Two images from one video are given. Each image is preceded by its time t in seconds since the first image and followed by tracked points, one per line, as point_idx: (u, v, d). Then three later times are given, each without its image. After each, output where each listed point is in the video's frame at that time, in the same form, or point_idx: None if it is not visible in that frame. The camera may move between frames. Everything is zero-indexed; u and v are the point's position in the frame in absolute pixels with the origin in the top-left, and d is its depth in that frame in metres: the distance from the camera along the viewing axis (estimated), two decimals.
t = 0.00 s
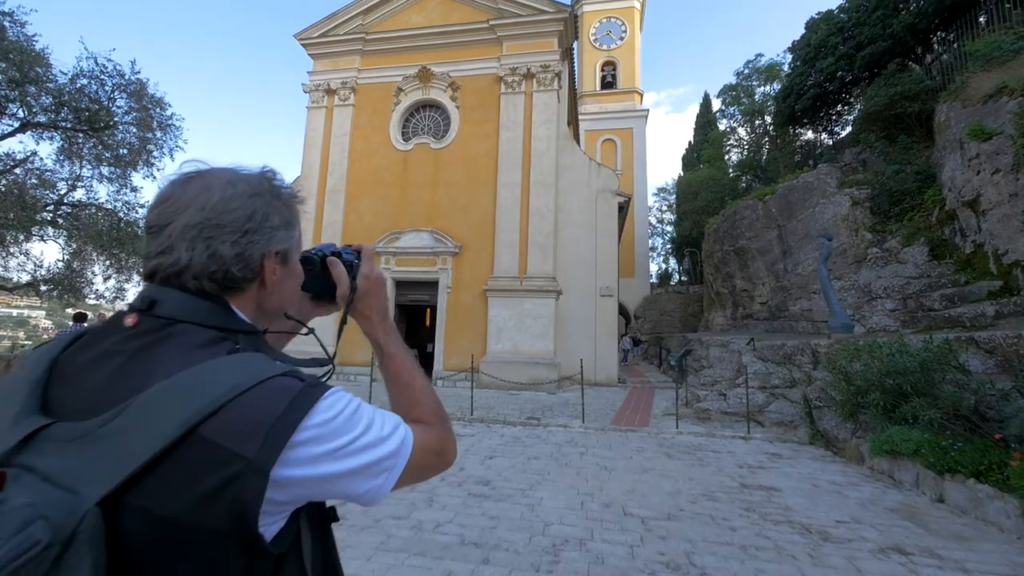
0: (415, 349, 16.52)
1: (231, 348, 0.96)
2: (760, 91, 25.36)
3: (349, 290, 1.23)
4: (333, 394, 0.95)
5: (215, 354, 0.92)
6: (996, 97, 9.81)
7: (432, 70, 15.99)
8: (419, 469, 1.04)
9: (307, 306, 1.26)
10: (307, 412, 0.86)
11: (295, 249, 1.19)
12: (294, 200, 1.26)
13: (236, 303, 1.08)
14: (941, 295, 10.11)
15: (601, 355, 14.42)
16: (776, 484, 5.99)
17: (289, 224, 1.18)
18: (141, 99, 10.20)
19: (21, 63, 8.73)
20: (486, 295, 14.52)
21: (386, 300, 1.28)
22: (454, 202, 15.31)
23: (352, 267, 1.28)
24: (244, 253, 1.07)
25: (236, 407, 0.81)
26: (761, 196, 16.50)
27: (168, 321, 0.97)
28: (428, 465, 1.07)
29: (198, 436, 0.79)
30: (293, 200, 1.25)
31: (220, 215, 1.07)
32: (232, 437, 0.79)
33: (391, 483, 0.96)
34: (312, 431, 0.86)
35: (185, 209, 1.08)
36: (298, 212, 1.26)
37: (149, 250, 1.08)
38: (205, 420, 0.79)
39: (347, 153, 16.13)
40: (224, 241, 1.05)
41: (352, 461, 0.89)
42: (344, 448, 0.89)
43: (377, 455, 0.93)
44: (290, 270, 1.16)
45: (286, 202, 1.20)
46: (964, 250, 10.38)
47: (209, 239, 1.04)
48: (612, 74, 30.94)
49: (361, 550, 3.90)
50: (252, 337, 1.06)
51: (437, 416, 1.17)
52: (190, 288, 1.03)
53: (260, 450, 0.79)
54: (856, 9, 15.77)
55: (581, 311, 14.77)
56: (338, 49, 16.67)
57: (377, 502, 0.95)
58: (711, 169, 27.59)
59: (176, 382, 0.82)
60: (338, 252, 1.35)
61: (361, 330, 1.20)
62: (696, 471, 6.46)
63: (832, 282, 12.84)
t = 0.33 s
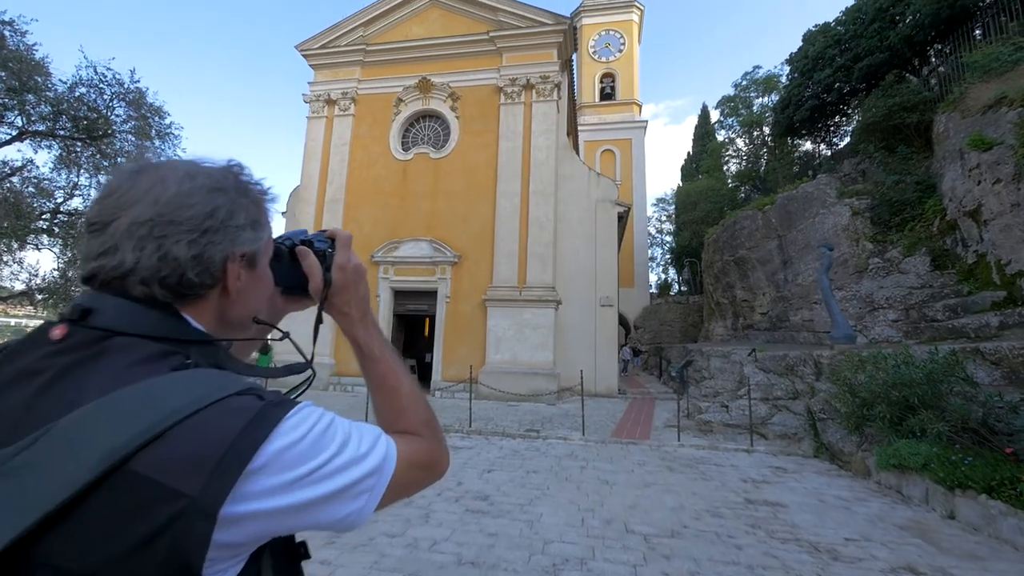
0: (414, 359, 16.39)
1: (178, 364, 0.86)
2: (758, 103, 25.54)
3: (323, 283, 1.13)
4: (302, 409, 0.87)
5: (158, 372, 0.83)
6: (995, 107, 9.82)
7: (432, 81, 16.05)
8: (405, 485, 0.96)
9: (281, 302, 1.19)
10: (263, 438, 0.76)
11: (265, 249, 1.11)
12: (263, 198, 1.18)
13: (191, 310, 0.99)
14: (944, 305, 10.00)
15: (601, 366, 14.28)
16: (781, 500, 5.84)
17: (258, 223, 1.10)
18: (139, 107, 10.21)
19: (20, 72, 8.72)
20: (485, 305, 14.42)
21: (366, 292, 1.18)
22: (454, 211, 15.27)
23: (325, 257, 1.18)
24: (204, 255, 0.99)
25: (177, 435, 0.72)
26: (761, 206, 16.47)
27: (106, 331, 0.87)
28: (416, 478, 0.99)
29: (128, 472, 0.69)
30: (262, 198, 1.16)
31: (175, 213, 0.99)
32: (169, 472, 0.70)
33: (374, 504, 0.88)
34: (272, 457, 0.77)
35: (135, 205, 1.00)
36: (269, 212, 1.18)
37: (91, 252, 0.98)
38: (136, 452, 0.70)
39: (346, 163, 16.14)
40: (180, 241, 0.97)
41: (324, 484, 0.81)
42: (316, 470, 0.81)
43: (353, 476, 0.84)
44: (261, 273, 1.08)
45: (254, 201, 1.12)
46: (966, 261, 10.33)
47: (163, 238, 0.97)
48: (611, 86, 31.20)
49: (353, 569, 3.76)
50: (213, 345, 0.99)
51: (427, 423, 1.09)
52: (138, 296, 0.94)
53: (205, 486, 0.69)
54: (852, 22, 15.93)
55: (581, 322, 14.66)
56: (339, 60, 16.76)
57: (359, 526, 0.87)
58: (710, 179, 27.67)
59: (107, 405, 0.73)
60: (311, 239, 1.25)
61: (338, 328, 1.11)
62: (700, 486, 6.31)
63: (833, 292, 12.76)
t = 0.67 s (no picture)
0: (412, 369, 16.26)
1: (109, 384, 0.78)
2: (756, 113, 25.72)
3: (292, 283, 1.04)
4: (260, 434, 0.80)
5: (76, 395, 0.73)
6: (994, 117, 9.85)
7: (432, 91, 16.10)
8: (387, 514, 0.88)
9: (245, 303, 1.12)
10: (202, 476, 0.67)
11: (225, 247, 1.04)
12: (222, 193, 1.11)
13: (130, 319, 0.92)
14: (947, 315, 9.89)
15: (601, 376, 14.13)
16: (787, 515, 5.69)
17: (214, 219, 1.03)
18: (136, 115, 10.21)
19: (17, 80, 8.69)
20: (484, 314, 14.31)
21: (344, 293, 1.10)
22: (452, 220, 15.22)
23: (295, 253, 1.10)
24: (147, 255, 0.90)
25: (92, 474, 0.63)
26: (760, 215, 16.46)
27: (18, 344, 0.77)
28: (401, 504, 0.91)
29: (25, 519, 0.60)
30: (220, 194, 1.09)
31: (114, 205, 0.91)
32: (75, 522, 0.60)
33: (348, 539, 0.82)
34: (215, 496, 0.69)
35: (64, 193, 0.91)
36: (228, 208, 1.11)
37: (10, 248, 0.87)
38: (37, 495, 0.60)
39: (345, 172, 16.13)
40: (118, 240, 0.89)
41: (285, 525, 0.74)
42: (274, 508, 0.74)
43: (320, 510, 0.78)
44: (217, 275, 1.01)
45: (209, 195, 1.05)
46: (968, 270, 10.28)
47: (97, 234, 0.89)
48: (609, 96, 31.43)
49: None
50: (158, 359, 0.91)
51: (414, 439, 1.00)
52: (64, 303, 0.86)
53: (125, 534, 0.60)
54: (849, 34, 16.08)
55: (580, 331, 14.54)
56: (339, 70, 16.83)
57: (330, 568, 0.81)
58: (709, 189, 27.74)
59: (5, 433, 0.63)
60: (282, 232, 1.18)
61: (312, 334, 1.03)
62: (703, 500, 6.16)
63: (834, 301, 12.67)
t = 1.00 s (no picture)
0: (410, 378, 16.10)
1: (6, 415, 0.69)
2: (753, 122, 25.87)
3: (256, 289, 0.95)
4: (204, 469, 0.70)
5: None
6: (993, 125, 9.87)
7: (431, 100, 16.13)
8: (360, 560, 0.81)
9: (204, 311, 1.05)
10: (117, 529, 0.57)
11: (173, 246, 0.95)
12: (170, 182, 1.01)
13: (42, 332, 0.82)
14: (949, 323, 9.79)
15: (601, 385, 13.99)
16: (793, 529, 5.54)
17: (154, 212, 0.93)
18: (133, 123, 10.19)
19: (13, 88, 8.65)
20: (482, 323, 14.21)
21: (321, 299, 1.01)
22: (451, 229, 15.17)
23: (261, 253, 1.01)
24: (67, 256, 0.81)
25: None
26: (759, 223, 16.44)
27: None
28: (376, 546, 0.84)
29: None
30: (166, 186, 0.99)
31: (23, 192, 0.79)
32: None
33: None
34: (136, 552, 0.58)
35: None
36: (177, 201, 1.01)
37: None
38: None
39: (344, 180, 16.10)
40: (31, 234, 0.79)
41: None
42: (217, 563, 0.65)
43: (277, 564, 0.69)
44: (164, 278, 0.92)
45: (147, 185, 0.95)
46: (969, 277, 10.21)
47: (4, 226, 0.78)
48: (608, 106, 31.58)
49: None
50: (83, 376, 0.81)
51: (396, 469, 0.93)
52: None
53: None
54: (845, 43, 16.20)
55: (580, 340, 14.42)
56: (338, 79, 16.88)
57: None
58: (707, 197, 27.78)
59: None
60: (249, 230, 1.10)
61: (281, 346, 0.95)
62: (707, 513, 6.02)
63: (835, 309, 12.60)
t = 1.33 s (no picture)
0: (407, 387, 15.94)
1: None
2: (751, 130, 26.00)
3: (210, 299, 0.85)
4: (113, 525, 0.63)
5: None
6: (992, 131, 9.88)
7: (429, 108, 16.14)
8: None
9: (153, 326, 1.15)
10: None
11: (100, 245, 0.88)
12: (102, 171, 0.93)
13: None
14: (952, 330, 9.69)
15: (601, 394, 13.85)
16: (799, 542, 5.39)
17: (72, 203, 0.84)
18: (129, 130, 10.20)
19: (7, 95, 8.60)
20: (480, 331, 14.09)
21: (288, 312, 0.90)
22: (449, 236, 15.10)
23: (217, 257, 0.91)
24: None
25: None
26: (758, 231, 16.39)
27: None
28: None
29: None
30: (93, 173, 0.90)
31: None
32: None
33: None
34: None
35: None
36: (105, 194, 0.91)
37: None
38: None
39: (341, 188, 16.06)
40: None
41: None
42: None
43: None
44: (88, 284, 0.85)
45: (62, 168, 0.84)
46: (971, 284, 10.13)
47: None
48: (606, 114, 31.71)
49: None
50: None
51: (370, 514, 0.85)
52: None
53: None
54: (841, 51, 16.31)
55: (579, 348, 14.30)
56: (336, 87, 16.91)
57: None
58: (705, 204, 27.82)
59: None
60: (204, 231, 1.04)
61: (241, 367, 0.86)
62: (711, 526, 5.87)
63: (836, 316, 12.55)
